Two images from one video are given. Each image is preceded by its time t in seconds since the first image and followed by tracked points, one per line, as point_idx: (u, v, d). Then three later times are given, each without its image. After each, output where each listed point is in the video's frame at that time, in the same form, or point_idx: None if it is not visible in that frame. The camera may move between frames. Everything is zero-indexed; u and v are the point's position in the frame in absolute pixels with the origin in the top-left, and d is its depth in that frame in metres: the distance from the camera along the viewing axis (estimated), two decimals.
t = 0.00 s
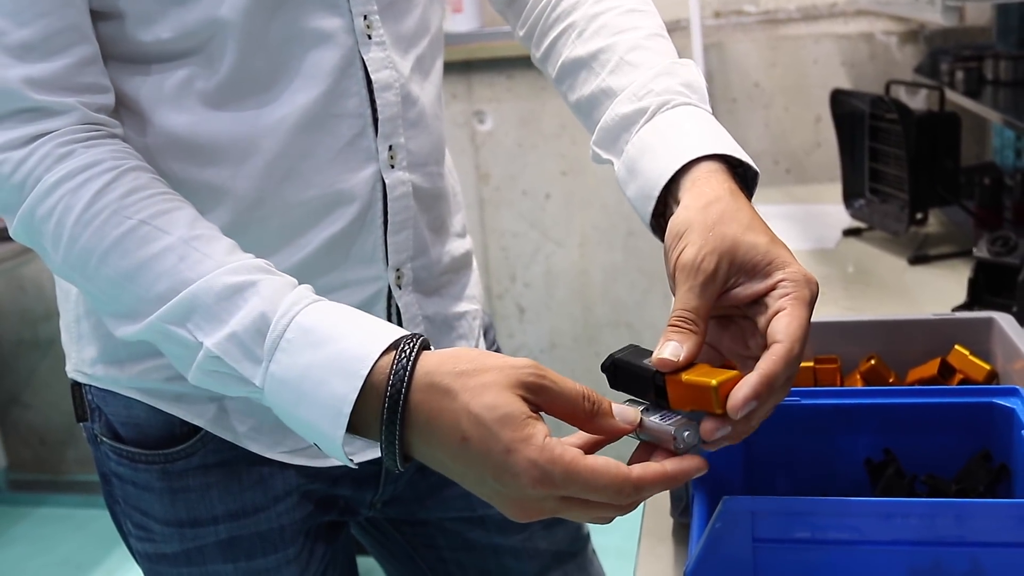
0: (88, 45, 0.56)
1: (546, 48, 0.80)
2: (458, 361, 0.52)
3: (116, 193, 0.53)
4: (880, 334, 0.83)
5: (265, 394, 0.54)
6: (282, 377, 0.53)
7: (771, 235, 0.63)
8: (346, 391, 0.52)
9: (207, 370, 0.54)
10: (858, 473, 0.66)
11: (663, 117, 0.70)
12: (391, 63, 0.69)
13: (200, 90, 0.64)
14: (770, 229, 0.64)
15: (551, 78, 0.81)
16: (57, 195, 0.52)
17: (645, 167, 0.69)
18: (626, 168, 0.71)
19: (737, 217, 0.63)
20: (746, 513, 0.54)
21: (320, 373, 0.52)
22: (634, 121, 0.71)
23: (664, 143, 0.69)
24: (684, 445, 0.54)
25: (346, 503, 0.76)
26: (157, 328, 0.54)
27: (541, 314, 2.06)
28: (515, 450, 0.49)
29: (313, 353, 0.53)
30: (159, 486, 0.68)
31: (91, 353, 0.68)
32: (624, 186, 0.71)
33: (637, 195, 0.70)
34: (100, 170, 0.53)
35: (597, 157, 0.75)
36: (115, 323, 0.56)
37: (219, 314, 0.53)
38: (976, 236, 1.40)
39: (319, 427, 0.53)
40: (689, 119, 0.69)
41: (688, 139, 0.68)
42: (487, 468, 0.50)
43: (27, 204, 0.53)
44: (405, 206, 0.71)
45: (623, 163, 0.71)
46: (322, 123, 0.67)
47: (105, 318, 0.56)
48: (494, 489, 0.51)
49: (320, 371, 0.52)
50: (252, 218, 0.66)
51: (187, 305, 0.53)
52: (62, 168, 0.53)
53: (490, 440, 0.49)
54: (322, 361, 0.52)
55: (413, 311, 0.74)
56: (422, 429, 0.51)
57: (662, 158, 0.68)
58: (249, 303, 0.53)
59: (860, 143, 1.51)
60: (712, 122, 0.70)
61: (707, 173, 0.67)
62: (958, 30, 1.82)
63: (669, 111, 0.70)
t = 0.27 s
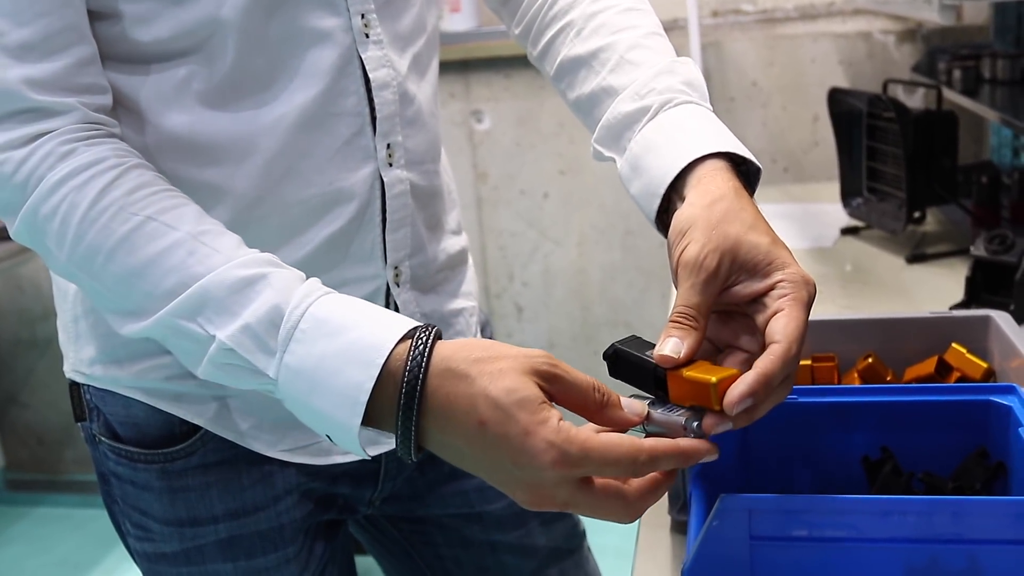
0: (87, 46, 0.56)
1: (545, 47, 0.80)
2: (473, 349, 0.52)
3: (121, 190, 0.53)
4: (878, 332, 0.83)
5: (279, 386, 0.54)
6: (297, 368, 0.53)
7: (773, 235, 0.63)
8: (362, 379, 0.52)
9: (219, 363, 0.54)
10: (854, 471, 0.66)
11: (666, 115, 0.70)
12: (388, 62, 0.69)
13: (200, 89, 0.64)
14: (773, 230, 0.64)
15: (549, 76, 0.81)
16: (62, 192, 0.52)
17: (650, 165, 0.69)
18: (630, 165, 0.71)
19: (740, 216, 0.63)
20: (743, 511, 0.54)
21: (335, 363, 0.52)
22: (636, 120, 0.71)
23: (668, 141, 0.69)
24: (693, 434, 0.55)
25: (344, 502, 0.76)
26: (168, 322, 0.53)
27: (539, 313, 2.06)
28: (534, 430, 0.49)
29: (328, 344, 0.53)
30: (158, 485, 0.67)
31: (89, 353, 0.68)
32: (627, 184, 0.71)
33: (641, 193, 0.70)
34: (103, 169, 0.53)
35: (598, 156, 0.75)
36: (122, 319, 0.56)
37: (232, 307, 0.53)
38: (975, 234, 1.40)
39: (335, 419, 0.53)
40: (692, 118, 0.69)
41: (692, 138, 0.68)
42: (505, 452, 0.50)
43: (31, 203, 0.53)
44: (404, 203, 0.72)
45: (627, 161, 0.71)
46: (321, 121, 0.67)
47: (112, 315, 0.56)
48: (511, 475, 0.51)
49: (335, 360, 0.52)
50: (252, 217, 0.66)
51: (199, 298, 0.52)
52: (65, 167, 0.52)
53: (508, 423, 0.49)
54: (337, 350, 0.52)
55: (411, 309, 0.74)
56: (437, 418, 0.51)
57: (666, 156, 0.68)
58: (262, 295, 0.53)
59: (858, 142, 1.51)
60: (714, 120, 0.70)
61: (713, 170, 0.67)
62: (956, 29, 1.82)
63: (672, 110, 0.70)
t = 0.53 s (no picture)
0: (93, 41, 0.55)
1: (547, 43, 0.80)
2: (505, 317, 0.53)
3: (135, 179, 0.53)
4: (874, 331, 0.83)
5: (309, 366, 0.53)
6: (329, 343, 0.52)
7: (788, 222, 0.65)
8: (398, 349, 0.51)
9: (248, 345, 0.53)
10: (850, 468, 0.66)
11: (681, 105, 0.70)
12: (389, 63, 0.70)
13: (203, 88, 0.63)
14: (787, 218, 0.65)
15: (551, 72, 0.81)
16: (74, 184, 0.51)
17: (668, 153, 0.69)
18: (645, 154, 0.71)
19: (758, 203, 0.64)
20: (740, 509, 0.54)
21: (370, 335, 0.52)
22: (650, 110, 0.72)
23: (684, 130, 0.69)
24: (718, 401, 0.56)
25: (345, 501, 0.76)
26: (194, 305, 0.52)
27: (537, 311, 2.06)
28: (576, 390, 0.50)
29: (360, 316, 0.52)
30: (160, 487, 0.66)
31: (87, 355, 0.67)
32: (643, 172, 0.71)
33: (659, 181, 0.70)
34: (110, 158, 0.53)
35: (610, 147, 0.75)
36: (142, 309, 0.54)
37: (259, 285, 0.52)
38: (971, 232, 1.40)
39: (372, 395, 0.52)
40: (705, 107, 0.70)
41: (709, 126, 0.69)
42: (544, 412, 0.50)
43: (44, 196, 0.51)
44: (403, 204, 0.72)
45: (642, 150, 0.71)
46: (323, 122, 0.67)
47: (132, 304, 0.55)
48: (545, 436, 0.51)
49: (369, 333, 0.52)
50: (253, 216, 0.66)
51: (225, 278, 0.52)
52: (77, 158, 0.51)
53: (548, 382, 0.50)
54: (370, 322, 0.52)
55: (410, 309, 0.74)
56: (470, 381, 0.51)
57: (683, 144, 0.69)
58: (288, 273, 0.52)
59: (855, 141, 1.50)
60: (726, 110, 0.71)
61: (731, 156, 0.68)
62: (953, 27, 1.82)
63: (686, 100, 0.71)
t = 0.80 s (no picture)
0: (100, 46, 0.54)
1: (546, 37, 0.81)
2: (535, 289, 0.53)
3: (149, 173, 0.52)
4: (860, 331, 0.83)
5: (342, 347, 0.52)
6: (362, 321, 0.51)
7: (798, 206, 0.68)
8: (432, 323, 0.51)
9: (278, 331, 0.52)
10: (835, 467, 0.66)
11: (690, 94, 0.73)
12: (392, 66, 0.70)
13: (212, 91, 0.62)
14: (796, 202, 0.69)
15: (550, 65, 0.82)
16: (90, 181, 0.50)
17: (678, 140, 0.71)
18: (654, 141, 0.73)
19: (771, 186, 0.67)
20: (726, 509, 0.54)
21: (403, 311, 0.51)
22: (658, 100, 0.74)
23: (695, 119, 0.71)
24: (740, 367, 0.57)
25: (345, 500, 0.75)
26: (221, 295, 0.51)
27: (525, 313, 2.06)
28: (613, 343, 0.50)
29: (391, 292, 0.52)
30: (161, 486, 0.65)
31: (85, 355, 0.66)
32: (652, 158, 0.74)
33: (670, 167, 0.72)
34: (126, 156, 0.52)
35: (615, 137, 0.77)
36: (165, 303, 0.53)
37: (285, 269, 0.51)
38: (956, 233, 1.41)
39: (408, 373, 0.52)
40: (713, 97, 0.72)
41: (719, 114, 0.71)
42: (584, 374, 0.50)
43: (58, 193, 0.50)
44: (404, 206, 0.72)
45: (650, 138, 0.73)
46: (328, 124, 0.66)
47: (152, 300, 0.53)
48: (585, 397, 0.51)
49: (402, 308, 0.51)
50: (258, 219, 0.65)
51: (251, 264, 0.51)
52: (91, 155, 0.51)
53: (587, 343, 0.50)
54: (402, 296, 0.52)
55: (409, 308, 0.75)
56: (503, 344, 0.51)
57: (694, 132, 0.71)
58: (313, 255, 0.52)
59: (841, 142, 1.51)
60: (730, 100, 0.73)
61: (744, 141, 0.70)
62: (938, 29, 1.83)
63: (694, 90, 0.73)
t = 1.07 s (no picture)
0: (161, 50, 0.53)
1: (552, 34, 0.81)
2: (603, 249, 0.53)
3: (213, 166, 0.50)
4: (856, 329, 0.83)
5: (432, 315, 0.51)
6: (445, 287, 0.50)
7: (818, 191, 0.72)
8: (519, 283, 0.51)
9: (367, 305, 0.50)
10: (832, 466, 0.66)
11: (708, 89, 0.74)
12: (429, 78, 0.71)
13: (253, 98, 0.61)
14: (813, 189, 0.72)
15: (552, 64, 0.81)
16: (157, 179, 0.49)
17: (700, 126, 0.72)
18: (673, 129, 0.74)
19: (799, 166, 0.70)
20: (721, 506, 0.54)
21: (487, 272, 0.51)
22: (674, 94, 0.75)
23: (716, 108, 0.72)
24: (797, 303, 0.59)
25: (366, 492, 0.75)
26: (307, 276, 0.50)
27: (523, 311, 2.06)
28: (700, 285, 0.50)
29: (474, 256, 0.51)
30: (192, 477, 0.65)
31: (114, 349, 0.65)
32: (668, 145, 0.74)
33: (690, 154, 0.73)
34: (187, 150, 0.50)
35: (625, 127, 0.76)
36: (237, 294, 0.51)
37: (361, 245, 0.50)
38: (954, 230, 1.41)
39: (500, 335, 0.51)
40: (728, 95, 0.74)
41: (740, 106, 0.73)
42: (669, 317, 0.49)
43: (131, 190, 0.49)
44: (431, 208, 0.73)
45: (668, 126, 0.74)
46: (365, 131, 0.67)
47: (226, 293, 0.51)
48: (673, 340, 0.50)
49: (487, 269, 0.51)
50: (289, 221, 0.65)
51: (327, 243, 0.50)
52: (159, 155, 0.49)
53: (669, 287, 0.50)
54: (486, 258, 0.51)
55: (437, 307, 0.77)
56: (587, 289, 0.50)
57: (717, 119, 0.72)
58: (387, 230, 0.51)
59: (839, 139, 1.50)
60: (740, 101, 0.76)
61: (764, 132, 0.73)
62: (937, 27, 1.83)
63: (709, 87, 0.75)
